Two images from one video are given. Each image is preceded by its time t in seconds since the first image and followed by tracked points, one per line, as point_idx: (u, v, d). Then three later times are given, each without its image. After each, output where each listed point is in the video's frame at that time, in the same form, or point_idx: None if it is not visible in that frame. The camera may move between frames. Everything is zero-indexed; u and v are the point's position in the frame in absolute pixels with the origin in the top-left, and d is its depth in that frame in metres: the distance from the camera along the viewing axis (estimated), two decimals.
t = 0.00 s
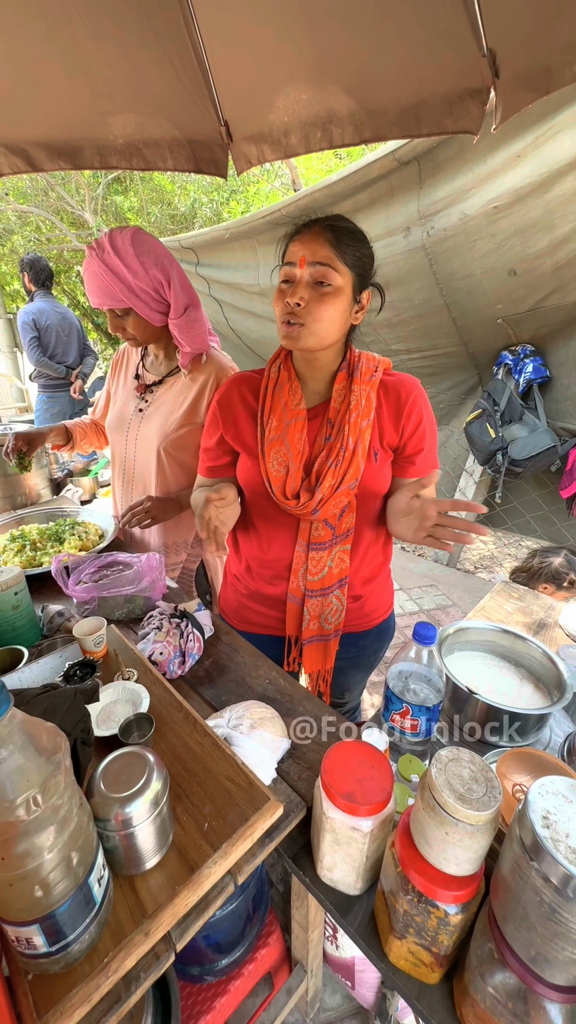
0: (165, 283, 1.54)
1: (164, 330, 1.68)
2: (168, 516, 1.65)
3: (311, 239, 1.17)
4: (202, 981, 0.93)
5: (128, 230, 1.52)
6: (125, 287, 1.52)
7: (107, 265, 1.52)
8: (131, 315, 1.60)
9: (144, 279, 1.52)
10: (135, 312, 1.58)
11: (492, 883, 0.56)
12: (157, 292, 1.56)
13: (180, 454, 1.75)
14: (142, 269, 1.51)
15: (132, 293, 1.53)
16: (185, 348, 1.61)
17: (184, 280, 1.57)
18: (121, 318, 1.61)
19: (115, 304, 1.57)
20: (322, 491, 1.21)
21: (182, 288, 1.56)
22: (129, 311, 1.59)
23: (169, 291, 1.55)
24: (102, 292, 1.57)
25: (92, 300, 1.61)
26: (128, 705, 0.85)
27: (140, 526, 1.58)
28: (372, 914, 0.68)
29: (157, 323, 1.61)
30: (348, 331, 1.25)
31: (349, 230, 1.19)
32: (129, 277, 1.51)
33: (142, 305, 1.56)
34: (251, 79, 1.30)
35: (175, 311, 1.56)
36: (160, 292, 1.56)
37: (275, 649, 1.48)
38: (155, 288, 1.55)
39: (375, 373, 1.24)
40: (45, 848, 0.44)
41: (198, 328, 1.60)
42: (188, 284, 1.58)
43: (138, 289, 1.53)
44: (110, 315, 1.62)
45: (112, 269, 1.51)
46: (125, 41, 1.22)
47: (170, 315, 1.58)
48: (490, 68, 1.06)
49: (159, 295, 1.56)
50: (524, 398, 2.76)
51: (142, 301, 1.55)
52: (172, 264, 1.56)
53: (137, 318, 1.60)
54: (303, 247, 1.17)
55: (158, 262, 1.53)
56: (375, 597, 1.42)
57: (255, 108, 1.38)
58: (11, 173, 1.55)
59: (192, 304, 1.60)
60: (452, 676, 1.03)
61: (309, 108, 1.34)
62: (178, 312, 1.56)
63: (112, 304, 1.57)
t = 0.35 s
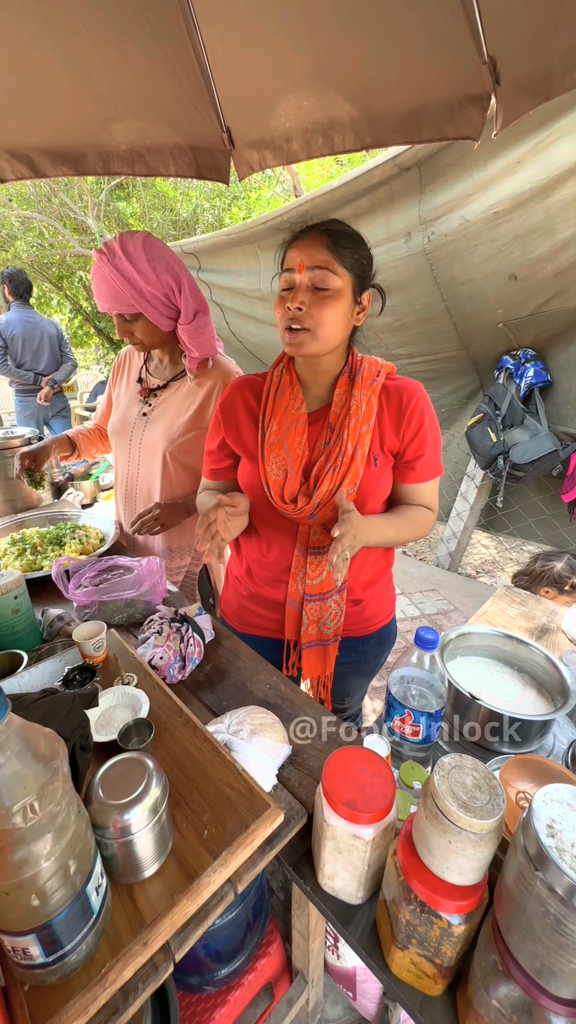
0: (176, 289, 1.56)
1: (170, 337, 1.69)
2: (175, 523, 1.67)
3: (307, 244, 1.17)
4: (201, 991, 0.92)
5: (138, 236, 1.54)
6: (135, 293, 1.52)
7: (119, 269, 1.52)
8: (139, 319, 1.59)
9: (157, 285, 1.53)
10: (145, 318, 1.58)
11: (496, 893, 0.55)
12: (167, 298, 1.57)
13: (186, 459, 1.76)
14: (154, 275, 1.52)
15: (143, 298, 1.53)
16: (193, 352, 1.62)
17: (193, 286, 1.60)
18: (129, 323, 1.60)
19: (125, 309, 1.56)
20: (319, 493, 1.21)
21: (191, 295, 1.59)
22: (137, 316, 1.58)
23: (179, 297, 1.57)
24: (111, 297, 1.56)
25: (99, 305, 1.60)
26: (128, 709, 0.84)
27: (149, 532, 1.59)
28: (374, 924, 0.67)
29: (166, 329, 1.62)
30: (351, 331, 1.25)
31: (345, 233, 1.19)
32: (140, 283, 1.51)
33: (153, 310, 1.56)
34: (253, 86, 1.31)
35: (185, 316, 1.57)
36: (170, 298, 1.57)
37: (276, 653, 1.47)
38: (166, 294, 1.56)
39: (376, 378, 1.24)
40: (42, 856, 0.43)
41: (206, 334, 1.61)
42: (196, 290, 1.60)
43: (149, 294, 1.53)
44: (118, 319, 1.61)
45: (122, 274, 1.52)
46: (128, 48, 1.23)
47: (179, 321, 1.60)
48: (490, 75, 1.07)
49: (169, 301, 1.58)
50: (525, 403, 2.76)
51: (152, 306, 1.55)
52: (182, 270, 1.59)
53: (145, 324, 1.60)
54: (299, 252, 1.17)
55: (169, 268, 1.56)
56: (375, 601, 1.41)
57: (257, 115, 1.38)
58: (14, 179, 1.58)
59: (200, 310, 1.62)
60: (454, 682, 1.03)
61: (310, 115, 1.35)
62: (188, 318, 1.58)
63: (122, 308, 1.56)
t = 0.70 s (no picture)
0: (179, 293, 1.57)
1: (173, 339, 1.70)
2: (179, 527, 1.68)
3: (303, 244, 1.19)
4: (202, 990, 0.92)
5: (143, 239, 1.54)
6: (138, 297, 1.53)
7: (122, 274, 1.53)
8: (142, 322, 1.60)
9: (159, 288, 1.54)
10: (147, 320, 1.58)
11: (495, 891, 0.56)
12: (170, 302, 1.58)
13: (188, 461, 1.77)
14: (157, 279, 1.53)
15: (145, 302, 1.55)
16: (196, 355, 1.63)
17: (197, 289, 1.60)
18: (132, 325, 1.61)
19: (127, 312, 1.57)
20: (320, 494, 1.21)
21: (194, 297, 1.59)
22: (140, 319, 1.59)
23: (182, 301, 1.58)
24: (114, 300, 1.56)
25: (103, 309, 1.62)
26: (129, 709, 0.85)
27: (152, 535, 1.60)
28: (374, 922, 0.67)
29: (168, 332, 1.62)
30: (352, 327, 1.25)
31: (339, 233, 1.20)
32: (143, 286, 1.53)
33: (155, 313, 1.57)
34: (254, 90, 1.31)
35: (188, 320, 1.57)
36: (173, 301, 1.58)
37: (276, 653, 1.48)
38: (169, 298, 1.57)
39: (377, 380, 1.25)
40: (45, 854, 0.44)
41: (209, 337, 1.62)
42: (200, 293, 1.60)
43: (152, 298, 1.55)
44: (121, 322, 1.62)
45: (125, 277, 1.53)
46: (129, 52, 1.24)
47: (182, 324, 1.60)
48: (489, 79, 1.07)
49: (172, 304, 1.58)
50: (525, 404, 2.77)
51: (155, 310, 1.56)
52: (185, 273, 1.59)
53: (148, 326, 1.60)
54: (295, 254, 1.18)
55: (172, 272, 1.56)
56: (376, 601, 1.41)
57: (258, 118, 1.39)
58: (16, 181, 1.59)
59: (204, 313, 1.62)
60: (454, 683, 1.03)
61: (311, 118, 1.35)
62: (190, 321, 1.58)
63: (125, 312, 1.57)
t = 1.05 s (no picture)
0: (175, 295, 1.57)
1: (168, 344, 1.70)
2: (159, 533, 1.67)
3: (311, 252, 1.18)
4: (201, 998, 0.91)
5: (138, 243, 1.55)
6: (134, 298, 1.53)
7: (117, 276, 1.53)
8: (139, 324, 1.60)
9: (155, 289, 1.54)
10: (145, 322, 1.59)
11: (495, 895, 0.55)
12: (166, 304, 1.59)
13: (178, 465, 1.77)
14: (153, 281, 1.53)
15: (142, 305, 1.54)
16: (191, 355, 1.64)
17: (192, 291, 1.61)
18: (130, 327, 1.61)
19: (125, 314, 1.57)
20: (321, 497, 1.21)
21: (190, 299, 1.60)
22: (138, 321, 1.60)
23: (178, 303, 1.58)
24: (110, 302, 1.57)
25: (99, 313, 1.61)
26: (128, 713, 0.85)
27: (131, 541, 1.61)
28: (374, 927, 0.67)
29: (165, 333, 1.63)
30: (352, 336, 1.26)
31: (341, 240, 1.21)
32: (140, 289, 1.52)
33: (152, 315, 1.57)
34: (253, 97, 1.33)
35: (184, 321, 1.58)
36: (169, 303, 1.59)
37: (275, 656, 1.48)
38: (165, 300, 1.57)
39: (376, 384, 1.25)
40: (45, 858, 0.43)
41: (205, 337, 1.64)
42: (193, 294, 1.60)
43: (148, 299, 1.55)
44: (117, 325, 1.61)
45: (120, 279, 1.53)
46: (129, 59, 1.25)
47: (178, 325, 1.61)
48: (486, 86, 1.08)
49: (168, 306, 1.59)
50: (523, 408, 2.78)
51: (152, 311, 1.56)
52: (181, 277, 1.60)
53: (145, 328, 1.61)
54: (304, 260, 1.18)
55: (168, 274, 1.57)
56: (375, 604, 1.41)
57: (257, 124, 1.40)
58: (16, 187, 1.59)
59: (199, 314, 1.63)
60: (453, 686, 1.03)
61: (309, 124, 1.37)
62: (186, 322, 1.58)
63: (122, 314, 1.57)
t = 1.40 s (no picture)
0: (172, 290, 1.62)
1: (159, 345, 1.71)
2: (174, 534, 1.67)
3: (308, 255, 1.19)
4: (200, 1002, 0.91)
5: (132, 245, 1.59)
6: (134, 293, 1.54)
7: (114, 272, 1.53)
8: (137, 323, 1.60)
9: (154, 283, 1.58)
10: (143, 319, 1.60)
11: (494, 897, 0.55)
12: (163, 301, 1.62)
13: (170, 467, 1.77)
14: (151, 275, 1.57)
15: (142, 299, 1.56)
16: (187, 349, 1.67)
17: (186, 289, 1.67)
18: (127, 327, 1.60)
19: (123, 312, 1.56)
20: (323, 499, 1.23)
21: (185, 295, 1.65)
22: (135, 319, 1.59)
23: (174, 298, 1.63)
24: (107, 300, 1.54)
25: (92, 313, 1.56)
26: (126, 715, 0.85)
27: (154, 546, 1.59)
28: (373, 929, 0.67)
29: (162, 331, 1.63)
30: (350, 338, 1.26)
31: (339, 245, 1.22)
32: (139, 284, 1.55)
33: (151, 310, 1.58)
34: (251, 99, 1.33)
35: (181, 315, 1.62)
36: (166, 299, 1.62)
37: (274, 657, 1.48)
38: (162, 295, 1.60)
39: (375, 385, 1.25)
40: (42, 861, 0.43)
41: (201, 333, 1.67)
42: (187, 291, 1.66)
43: (147, 294, 1.57)
44: (114, 326, 1.60)
45: (119, 275, 1.53)
46: (128, 61, 1.25)
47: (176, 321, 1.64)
48: (483, 89, 1.09)
49: (165, 302, 1.62)
50: (521, 409, 2.78)
51: (150, 306, 1.58)
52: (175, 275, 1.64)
53: (144, 326, 1.62)
54: (302, 264, 1.19)
55: (163, 270, 1.62)
56: (374, 604, 1.41)
57: (255, 127, 1.41)
58: (15, 189, 1.59)
59: (194, 309, 1.67)
60: (452, 687, 1.04)
61: (308, 127, 1.37)
62: (183, 316, 1.62)
63: (120, 313, 1.55)
